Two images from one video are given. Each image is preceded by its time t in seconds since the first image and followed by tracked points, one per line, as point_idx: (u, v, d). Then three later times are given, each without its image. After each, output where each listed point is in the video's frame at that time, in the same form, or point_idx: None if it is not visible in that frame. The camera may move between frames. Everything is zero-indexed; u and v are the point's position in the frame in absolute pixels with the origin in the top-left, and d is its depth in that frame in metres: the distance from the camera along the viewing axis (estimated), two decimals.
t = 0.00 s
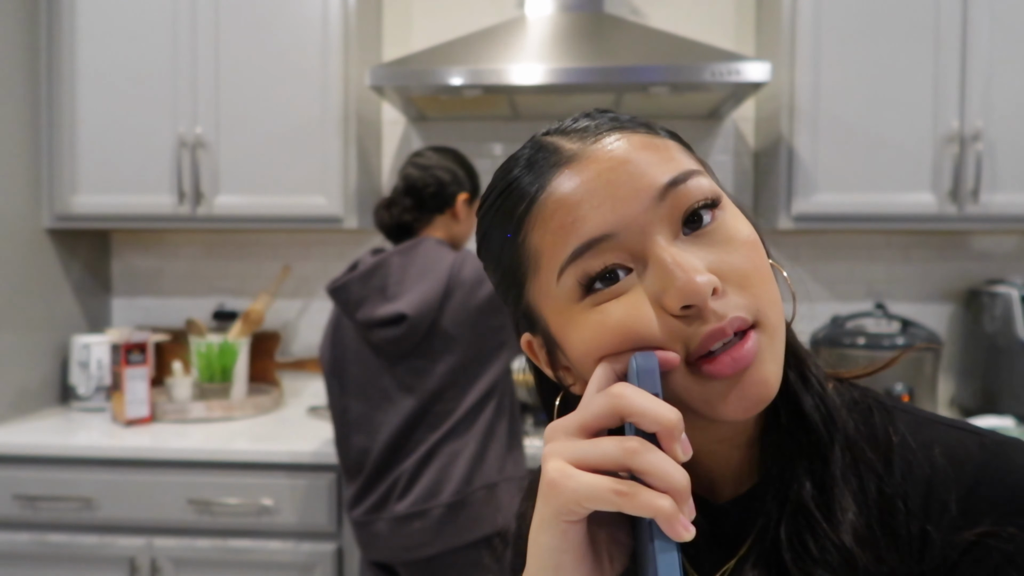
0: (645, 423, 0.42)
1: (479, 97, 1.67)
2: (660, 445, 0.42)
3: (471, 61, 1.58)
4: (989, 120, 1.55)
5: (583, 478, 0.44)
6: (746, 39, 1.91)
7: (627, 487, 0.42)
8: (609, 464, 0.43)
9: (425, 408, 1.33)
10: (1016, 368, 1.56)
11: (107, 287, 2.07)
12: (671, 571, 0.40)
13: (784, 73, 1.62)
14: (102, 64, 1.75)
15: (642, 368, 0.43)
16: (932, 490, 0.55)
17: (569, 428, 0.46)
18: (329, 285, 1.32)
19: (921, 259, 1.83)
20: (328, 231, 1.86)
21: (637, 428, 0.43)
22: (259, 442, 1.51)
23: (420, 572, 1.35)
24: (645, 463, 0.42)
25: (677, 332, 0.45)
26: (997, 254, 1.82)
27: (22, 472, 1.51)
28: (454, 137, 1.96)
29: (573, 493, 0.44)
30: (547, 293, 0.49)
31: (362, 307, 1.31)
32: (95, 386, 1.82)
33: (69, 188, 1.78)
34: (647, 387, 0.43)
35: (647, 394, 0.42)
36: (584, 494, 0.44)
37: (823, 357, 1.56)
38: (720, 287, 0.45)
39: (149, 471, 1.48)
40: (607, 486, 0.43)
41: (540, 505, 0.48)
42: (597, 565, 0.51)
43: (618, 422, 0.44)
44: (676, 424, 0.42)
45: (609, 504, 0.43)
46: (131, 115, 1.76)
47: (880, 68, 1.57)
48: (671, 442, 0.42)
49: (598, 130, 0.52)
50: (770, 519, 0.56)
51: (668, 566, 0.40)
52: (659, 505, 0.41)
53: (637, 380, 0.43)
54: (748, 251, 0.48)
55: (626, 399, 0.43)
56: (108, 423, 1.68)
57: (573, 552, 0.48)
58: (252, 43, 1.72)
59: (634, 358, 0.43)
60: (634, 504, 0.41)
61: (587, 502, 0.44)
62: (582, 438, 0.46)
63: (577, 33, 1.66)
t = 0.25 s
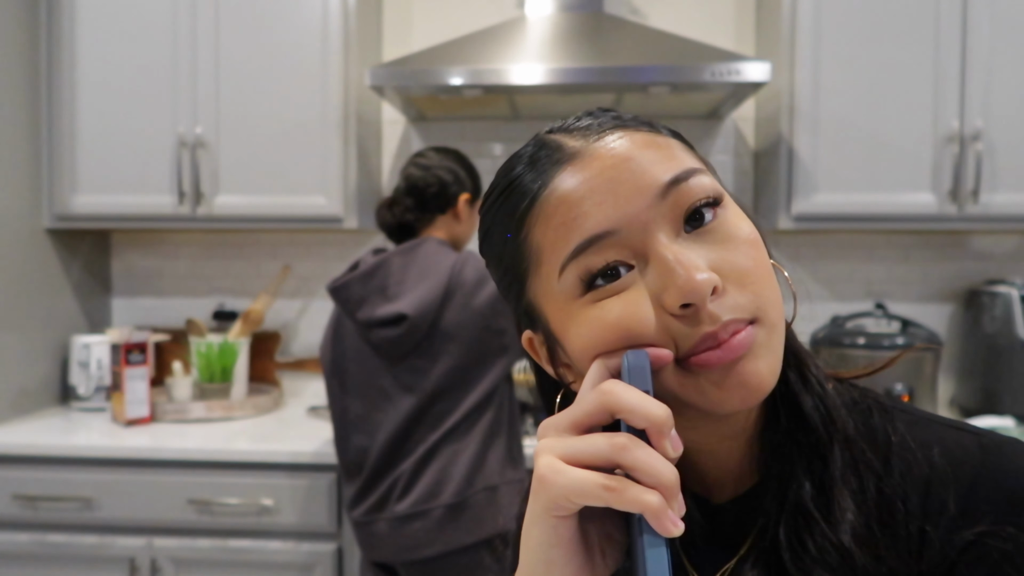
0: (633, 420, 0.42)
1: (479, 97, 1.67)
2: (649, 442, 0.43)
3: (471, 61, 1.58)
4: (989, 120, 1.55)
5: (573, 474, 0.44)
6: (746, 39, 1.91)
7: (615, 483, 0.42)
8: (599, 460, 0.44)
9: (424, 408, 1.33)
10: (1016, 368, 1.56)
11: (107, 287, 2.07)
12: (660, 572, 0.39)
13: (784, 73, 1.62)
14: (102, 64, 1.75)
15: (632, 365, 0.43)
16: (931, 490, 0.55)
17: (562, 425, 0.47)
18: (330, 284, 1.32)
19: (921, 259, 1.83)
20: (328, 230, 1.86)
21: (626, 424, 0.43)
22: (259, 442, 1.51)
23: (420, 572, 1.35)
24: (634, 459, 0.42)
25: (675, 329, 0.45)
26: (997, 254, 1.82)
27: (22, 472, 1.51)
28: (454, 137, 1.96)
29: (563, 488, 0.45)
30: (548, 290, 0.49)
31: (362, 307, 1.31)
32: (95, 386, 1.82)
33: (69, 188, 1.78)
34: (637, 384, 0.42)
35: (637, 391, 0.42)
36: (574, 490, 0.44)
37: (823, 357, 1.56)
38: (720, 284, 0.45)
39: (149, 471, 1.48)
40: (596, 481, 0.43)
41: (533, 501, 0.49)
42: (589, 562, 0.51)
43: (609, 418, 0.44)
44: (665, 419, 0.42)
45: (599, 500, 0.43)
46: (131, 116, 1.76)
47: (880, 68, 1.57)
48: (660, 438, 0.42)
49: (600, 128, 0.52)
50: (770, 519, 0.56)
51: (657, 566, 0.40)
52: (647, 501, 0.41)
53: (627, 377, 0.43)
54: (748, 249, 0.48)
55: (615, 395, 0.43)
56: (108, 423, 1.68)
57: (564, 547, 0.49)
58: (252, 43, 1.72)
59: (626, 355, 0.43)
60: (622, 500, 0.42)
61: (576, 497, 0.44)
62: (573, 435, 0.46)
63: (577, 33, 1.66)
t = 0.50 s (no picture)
0: (629, 417, 0.42)
1: (479, 97, 1.67)
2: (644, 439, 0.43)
3: (471, 61, 1.58)
4: (989, 120, 1.55)
5: (569, 471, 0.44)
6: (746, 39, 1.91)
7: (610, 480, 0.43)
8: (595, 457, 0.44)
9: (423, 409, 1.33)
10: (1016, 368, 1.56)
11: (107, 287, 2.07)
12: (654, 571, 0.39)
13: (784, 73, 1.62)
14: (102, 64, 1.75)
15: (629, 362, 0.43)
16: (930, 490, 0.55)
17: (559, 421, 0.47)
18: (330, 285, 1.32)
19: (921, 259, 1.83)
20: (328, 230, 1.86)
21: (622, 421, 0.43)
22: (259, 442, 1.51)
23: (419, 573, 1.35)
24: (629, 456, 0.42)
25: (674, 328, 0.45)
26: (997, 254, 1.82)
27: (22, 472, 1.51)
28: (454, 137, 1.96)
29: (559, 484, 0.45)
30: (548, 288, 0.49)
31: (363, 307, 1.31)
32: (95, 386, 1.82)
33: (69, 188, 1.78)
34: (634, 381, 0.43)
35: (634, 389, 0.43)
36: (570, 486, 0.44)
37: (823, 356, 1.56)
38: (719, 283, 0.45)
39: (150, 471, 1.48)
40: (591, 478, 0.43)
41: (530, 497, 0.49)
42: (585, 561, 0.51)
43: (604, 415, 0.44)
44: (661, 418, 0.42)
45: (594, 496, 0.43)
46: (131, 116, 1.76)
47: (880, 68, 1.57)
48: (656, 435, 0.42)
49: (603, 127, 0.52)
50: (769, 519, 0.56)
51: (652, 564, 0.40)
52: (641, 499, 0.41)
53: (624, 374, 0.43)
54: (747, 249, 0.48)
55: (611, 392, 0.43)
56: (108, 423, 1.68)
57: (560, 544, 0.49)
58: (252, 43, 1.72)
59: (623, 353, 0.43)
60: (617, 497, 0.42)
61: (571, 493, 0.44)
62: (570, 431, 0.46)
63: (577, 33, 1.66)
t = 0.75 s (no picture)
0: (626, 417, 0.42)
1: (479, 97, 1.67)
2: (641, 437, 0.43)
3: (471, 61, 1.58)
4: (989, 120, 1.55)
5: (566, 469, 0.44)
6: (746, 39, 1.91)
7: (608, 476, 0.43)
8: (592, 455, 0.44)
9: (422, 411, 1.33)
10: (1016, 368, 1.56)
11: (107, 287, 2.07)
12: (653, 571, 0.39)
13: (784, 73, 1.62)
14: (102, 64, 1.75)
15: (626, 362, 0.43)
16: (928, 489, 0.55)
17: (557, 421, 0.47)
18: (329, 285, 1.32)
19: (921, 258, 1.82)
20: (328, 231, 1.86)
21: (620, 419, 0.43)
22: (259, 442, 1.51)
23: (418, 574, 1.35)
24: (626, 454, 0.42)
25: (672, 327, 0.45)
26: (998, 254, 1.82)
27: (22, 472, 1.51)
28: (454, 137, 1.96)
29: (556, 482, 0.45)
30: (547, 288, 0.49)
31: (362, 308, 1.31)
32: (95, 386, 1.82)
33: (69, 188, 1.78)
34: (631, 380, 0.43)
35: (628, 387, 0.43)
36: (567, 485, 0.44)
37: (823, 356, 1.56)
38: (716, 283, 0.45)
39: (150, 471, 1.48)
40: (588, 476, 0.43)
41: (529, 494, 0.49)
42: (582, 559, 0.51)
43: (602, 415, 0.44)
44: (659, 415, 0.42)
45: (590, 494, 0.43)
46: (131, 116, 1.76)
47: (880, 68, 1.57)
48: (653, 434, 0.42)
49: (602, 126, 0.52)
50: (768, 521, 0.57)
51: (650, 563, 0.39)
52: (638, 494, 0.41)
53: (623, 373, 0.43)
54: (746, 249, 0.48)
55: (608, 392, 0.43)
56: (108, 423, 1.68)
57: (557, 543, 0.49)
58: (252, 43, 1.72)
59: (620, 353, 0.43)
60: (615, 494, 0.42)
61: (569, 490, 0.44)
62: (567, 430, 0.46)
63: (577, 33, 1.66)
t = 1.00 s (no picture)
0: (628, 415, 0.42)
1: (479, 97, 1.67)
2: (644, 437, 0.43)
3: (471, 61, 1.58)
4: (989, 120, 1.55)
5: (567, 468, 0.45)
6: (746, 39, 1.91)
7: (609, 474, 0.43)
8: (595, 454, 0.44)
9: (420, 411, 1.33)
10: (1016, 368, 1.56)
11: (107, 287, 2.07)
12: (654, 570, 0.39)
13: (784, 73, 1.62)
14: (102, 64, 1.75)
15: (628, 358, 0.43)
16: (928, 488, 0.55)
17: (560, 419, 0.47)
18: (327, 286, 1.33)
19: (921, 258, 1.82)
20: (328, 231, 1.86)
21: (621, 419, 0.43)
22: (259, 442, 1.51)
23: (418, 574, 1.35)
24: (629, 452, 0.42)
25: (673, 327, 0.45)
26: (998, 254, 1.82)
27: (22, 472, 1.51)
28: (454, 137, 1.96)
29: (557, 481, 0.45)
30: (547, 288, 0.49)
31: (360, 309, 1.32)
32: (95, 386, 1.82)
33: (69, 188, 1.78)
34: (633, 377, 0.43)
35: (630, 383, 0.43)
36: (568, 484, 0.44)
37: (823, 356, 1.56)
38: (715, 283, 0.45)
39: (150, 471, 1.48)
40: (590, 474, 0.43)
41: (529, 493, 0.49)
42: (583, 558, 0.51)
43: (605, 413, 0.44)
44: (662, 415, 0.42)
45: (591, 494, 0.43)
46: (131, 116, 1.76)
47: (880, 68, 1.57)
48: (654, 434, 0.42)
49: (602, 126, 0.52)
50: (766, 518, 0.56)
51: (651, 562, 0.39)
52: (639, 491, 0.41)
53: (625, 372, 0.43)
54: (746, 249, 0.48)
55: (608, 391, 0.43)
56: (108, 423, 1.68)
57: (558, 542, 0.49)
58: (252, 43, 1.72)
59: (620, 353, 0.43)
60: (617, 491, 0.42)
61: (569, 489, 0.44)
62: (570, 429, 0.46)
63: (577, 33, 1.66)
